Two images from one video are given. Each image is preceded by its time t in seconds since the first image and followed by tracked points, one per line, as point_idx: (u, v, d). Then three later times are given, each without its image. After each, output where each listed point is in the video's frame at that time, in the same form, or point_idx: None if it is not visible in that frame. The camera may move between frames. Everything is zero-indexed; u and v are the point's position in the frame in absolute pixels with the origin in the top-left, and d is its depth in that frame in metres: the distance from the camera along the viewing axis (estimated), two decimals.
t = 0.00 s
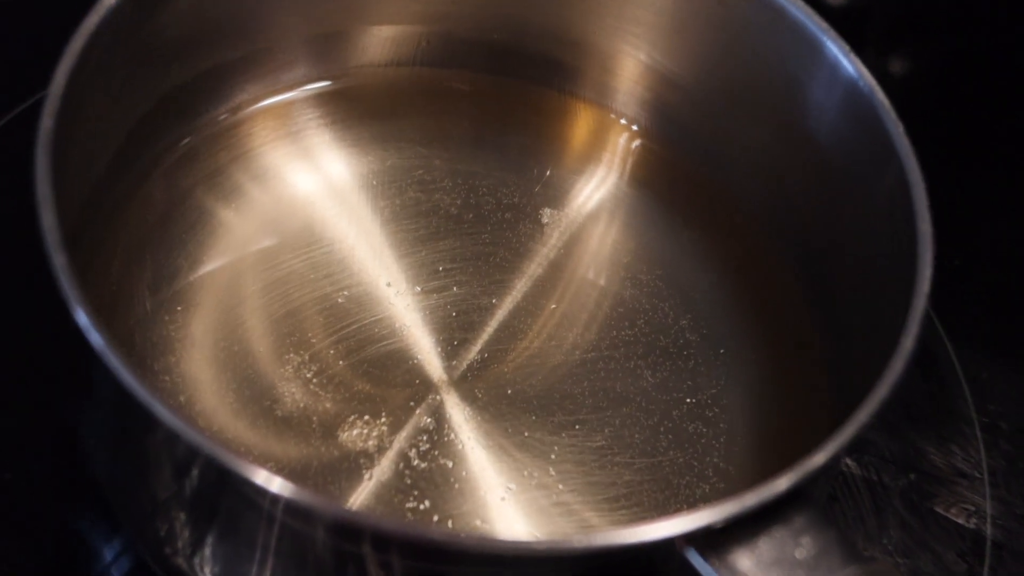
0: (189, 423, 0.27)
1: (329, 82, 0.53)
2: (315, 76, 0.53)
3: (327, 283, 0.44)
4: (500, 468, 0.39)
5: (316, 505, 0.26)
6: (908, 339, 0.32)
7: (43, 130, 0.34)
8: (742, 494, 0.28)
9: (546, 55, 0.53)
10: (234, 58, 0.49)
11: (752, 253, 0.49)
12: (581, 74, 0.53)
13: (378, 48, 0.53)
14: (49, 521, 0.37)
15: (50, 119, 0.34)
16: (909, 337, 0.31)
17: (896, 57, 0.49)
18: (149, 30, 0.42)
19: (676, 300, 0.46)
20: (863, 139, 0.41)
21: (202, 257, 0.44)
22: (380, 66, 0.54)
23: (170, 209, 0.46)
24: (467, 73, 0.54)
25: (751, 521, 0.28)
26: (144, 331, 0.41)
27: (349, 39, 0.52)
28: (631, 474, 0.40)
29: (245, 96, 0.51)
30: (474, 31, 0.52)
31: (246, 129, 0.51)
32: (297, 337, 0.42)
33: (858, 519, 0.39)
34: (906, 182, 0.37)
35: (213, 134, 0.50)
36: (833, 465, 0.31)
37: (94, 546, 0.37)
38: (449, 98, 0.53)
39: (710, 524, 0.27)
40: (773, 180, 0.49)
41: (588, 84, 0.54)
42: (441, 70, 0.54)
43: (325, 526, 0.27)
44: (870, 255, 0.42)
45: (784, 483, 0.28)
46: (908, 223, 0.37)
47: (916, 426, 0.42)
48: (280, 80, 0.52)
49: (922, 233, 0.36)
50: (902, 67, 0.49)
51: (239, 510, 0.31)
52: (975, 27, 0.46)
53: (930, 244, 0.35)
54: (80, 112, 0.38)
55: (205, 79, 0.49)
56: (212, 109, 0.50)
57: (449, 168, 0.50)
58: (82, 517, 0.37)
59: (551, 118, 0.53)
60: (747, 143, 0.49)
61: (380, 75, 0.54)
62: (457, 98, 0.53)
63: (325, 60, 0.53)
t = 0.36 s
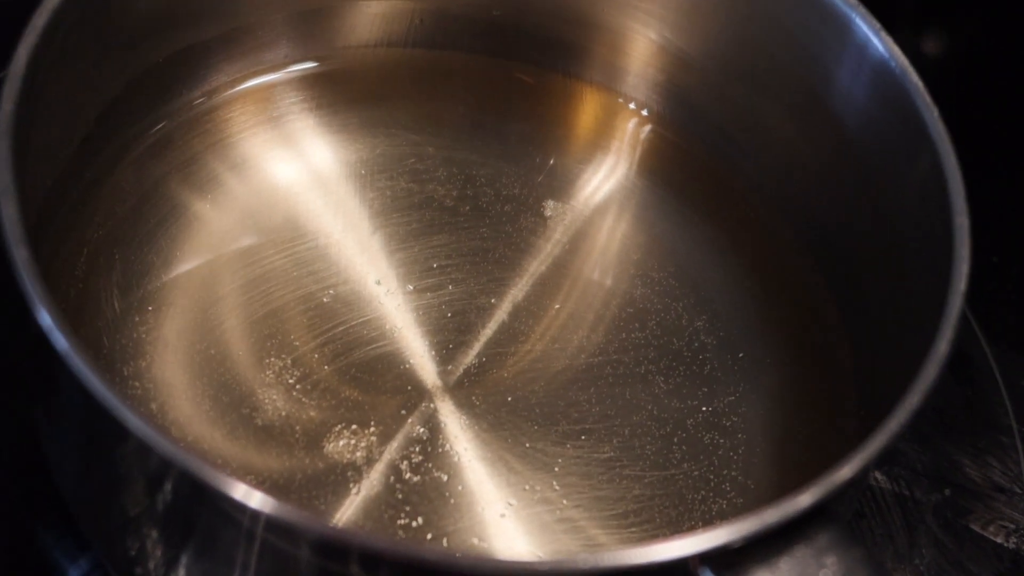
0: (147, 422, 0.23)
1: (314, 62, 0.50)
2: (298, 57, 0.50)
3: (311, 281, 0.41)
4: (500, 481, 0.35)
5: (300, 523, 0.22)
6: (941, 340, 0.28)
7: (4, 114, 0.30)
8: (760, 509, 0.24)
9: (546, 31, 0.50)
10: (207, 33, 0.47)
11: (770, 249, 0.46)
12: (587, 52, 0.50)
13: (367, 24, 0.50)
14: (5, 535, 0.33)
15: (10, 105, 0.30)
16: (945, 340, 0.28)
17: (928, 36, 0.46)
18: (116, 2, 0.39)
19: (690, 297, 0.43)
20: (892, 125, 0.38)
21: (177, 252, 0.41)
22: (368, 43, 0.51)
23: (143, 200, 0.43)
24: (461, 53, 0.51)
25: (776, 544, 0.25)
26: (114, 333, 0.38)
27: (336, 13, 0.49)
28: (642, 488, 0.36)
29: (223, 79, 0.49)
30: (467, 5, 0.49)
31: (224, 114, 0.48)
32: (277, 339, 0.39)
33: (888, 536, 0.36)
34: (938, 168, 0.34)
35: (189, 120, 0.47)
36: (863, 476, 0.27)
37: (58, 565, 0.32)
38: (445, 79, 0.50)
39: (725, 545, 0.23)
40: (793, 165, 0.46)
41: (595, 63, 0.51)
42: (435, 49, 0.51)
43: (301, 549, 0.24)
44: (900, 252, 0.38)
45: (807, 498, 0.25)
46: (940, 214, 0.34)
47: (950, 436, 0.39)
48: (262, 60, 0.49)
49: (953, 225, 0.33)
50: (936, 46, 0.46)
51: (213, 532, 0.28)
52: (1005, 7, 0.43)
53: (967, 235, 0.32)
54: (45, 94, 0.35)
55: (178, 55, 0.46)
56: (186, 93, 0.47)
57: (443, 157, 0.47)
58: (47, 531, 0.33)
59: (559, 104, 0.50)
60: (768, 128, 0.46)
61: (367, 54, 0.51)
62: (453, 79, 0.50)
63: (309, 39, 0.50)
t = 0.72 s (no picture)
0: (146, 419, 0.23)
1: (313, 62, 0.50)
2: (297, 56, 0.50)
3: (310, 281, 0.41)
4: (498, 481, 0.35)
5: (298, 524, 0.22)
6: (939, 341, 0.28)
7: (4, 113, 0.30)
8: (759, 509, 0.24)
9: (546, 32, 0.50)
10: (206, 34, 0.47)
11: (769, 249, 0.46)
12: (586, 54, 0.50)
13: (367, 25, 0.50)
14: (5, 535, 0.32)
15: (10, 104, 0.30)
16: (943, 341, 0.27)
17: (927, 37, 0.46)
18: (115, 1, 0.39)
19: (689, 297, 0.43)
20: (892, 125, 0.38)
21: (176, 251, 0.41)
22: (366, 44, 0.51)
23: (142, 199, 0.43)
24: (459, 53, 0.51)
25: (773, 544, 0.25)
26: (113, 332, 0.38)
27: (335, 14, 0.49)
28: (640, 488, 0.36)
29: (222, 78, 0.49)
30: (466, 5, 0.49)
31: (223, 113, 0.48)
32: (276, 338, 0.39)
33: (887, 537, 0.36)
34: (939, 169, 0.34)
35: (188, 119, 0.47)
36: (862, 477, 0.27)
37: (56, 565, 0.32)
38: (444, 78, 0.50)
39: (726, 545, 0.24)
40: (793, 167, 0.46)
41: (594, 65, 0.51)
42: (434, 49, 0.51)
43: (300, 549, 0.24)
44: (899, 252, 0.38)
45: (805, 498, 0.25)
46: (940, 215, 0.34)
47: (949, 436, 0.39)
48: (262, 59, 0.50)
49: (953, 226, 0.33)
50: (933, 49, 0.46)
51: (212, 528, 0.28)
52: (1005, 8, 0.43)
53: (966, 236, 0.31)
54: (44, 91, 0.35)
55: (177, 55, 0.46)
56: (186, 91, 0.47)
57: (443, 157, 0.47)
58: (45, 531, 0.33)
59: (557, 104, 0.50)
60: (768, 129, 0.46)
61: (367, 54, 0.51)
62: (452, 79, 0.50)
63: (309, 38, 0.50)
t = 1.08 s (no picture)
0: (146, 419, 0.23)
1: (313, 62, 0.50)
2: (297, 56, 0.50)
3: (310, 281, 0.41)
4: (498, 481, 0.35)
5: (299, 524, 0.22)
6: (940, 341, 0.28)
7: (4, 113, 0.30)
8: (759, 508, 0.24)
9: (546, 32, 0.50)
10: (207, 34, 0.47)
11: (769, 249, 0.46)
12: (586, 54, 0.50)
13: (367, 25, 0.50)
14: (4, 535, 0.32)
15: (9, 104, 0.30)
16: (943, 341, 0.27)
17: (927, 37, 0.46)
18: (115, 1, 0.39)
19: (688, 297, 0.43)
20: (892, 125, 0.38)
21: (176, 251, 0.41)
22: (366, 43, 0.51)
23: (142, 199, 0.43)
24: (459, 53, 0.51)
25: (774, 544, 0.25)
26: (113, 332, 0.38)
27: (336, 14, 0.49)
28: (640, 488, 0.36)
29: (222, 78, 0.49)
30: (465, 5, 0.49)
31: (222, 113, 0.48)
32: (275, 338, 0.39)
33: (887, 537, 0.36)
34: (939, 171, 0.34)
35: (188, 119, 0.47)
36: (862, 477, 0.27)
37: (56, 565, 0.32)
38: (443, 79, 0.50)
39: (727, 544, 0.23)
40: (794, 167, 0.46)
41: (594, 65, 0.51)
42: (433, 50, 0.51)
43: (299, 548, 0.24)
44: (898, 252, 0.38)
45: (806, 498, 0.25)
46: (939, 215, 0.34)
47: (949, 436, 0.39)
48: (262, 59, 0.50)
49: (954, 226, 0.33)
50: (933, 49, 0.46)
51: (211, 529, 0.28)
52: (1005, 7, 0.43)
53: (967, 236, 0.31)
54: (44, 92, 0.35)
55: (177, 55, 0.46)
56: (186, 91, 0.47)
57: (443, 156, 0.47)
58: (44, 531, 0.33)
59: (558, 104, 0.50)
60: (768, 129, 0.46)
61: (367, 55, 0.51)
62: (452, 79, 0.50)
63: (309, 38, 0.50)
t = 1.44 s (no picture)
0: (146, 420, 0.23)
1: (313, 62, 0.50)
2: (297, 56, 0.50)
3: (310, 280, 0.41)
4: (498, 481, 0.35)
5: (299, 524, 0.22)
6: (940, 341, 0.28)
7: (4, 113, 0.30)
8: (759, 508, 0.24)
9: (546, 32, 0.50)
10: (207, 33, 0.47)
11: (769, 249, 0.46)
12: (586, 54, 0.50)
13: (367, 25, 0.50)
14: (5, 535, 0.32)
15: (9, 104, 0.30)
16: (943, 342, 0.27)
17: (927, 37, 0.46)
18: (115, 2, 0.39)
19: (688, 297, 0.43)
20: (892, 126, 0.38)
21: (176, 251, 0.41)
22: (366, 43, 0.51)
23: (141, 199, 0.43)
24: (459, 53, 0.51)
25: (774, 544, 0.25)
26: (113, 332, 0.38)
27: (336, 14, 0.49)
28: (640, 488, 0.36)
29: (222, 78, 0.49)
30: (465, 5, 0.49)
31: (222, 113, 0.48)
32: (275, 338, 0.39)
33: (888, 537, 0.36)
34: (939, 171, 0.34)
35: (188, 119, 0.47)
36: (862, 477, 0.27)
37: (56, 565, 0.32)
38: (443, 78, 0.50)
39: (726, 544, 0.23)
40: (794, 167, 0.46)
41: (594, 65, 0.51)
42: (433, 49, 0.51)
43: (299, 549, 0.24)
44: (898, 252, 0.38)
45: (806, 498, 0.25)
46: (939, 215, 0.34)
47: (949, 436, 0.39)
48: (262, 59, 0.50)
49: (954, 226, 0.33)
50: (932, 49, 0.46)
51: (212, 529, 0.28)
52: (1005, 7, 0.43)
53: (967, 236, 0.31)
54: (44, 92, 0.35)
55: (177, 55, 0.46)
56: (186, 91, 0.47)
57: (443, 156, 0.47)
58: (44, 531, 0.33)
59: (557, 104, 0.50)
60: (768, 129, 0.46)
61: (367, 54, 0.51)
62: (451, 79, 0.50)
63: (309, 37, 0.50)
